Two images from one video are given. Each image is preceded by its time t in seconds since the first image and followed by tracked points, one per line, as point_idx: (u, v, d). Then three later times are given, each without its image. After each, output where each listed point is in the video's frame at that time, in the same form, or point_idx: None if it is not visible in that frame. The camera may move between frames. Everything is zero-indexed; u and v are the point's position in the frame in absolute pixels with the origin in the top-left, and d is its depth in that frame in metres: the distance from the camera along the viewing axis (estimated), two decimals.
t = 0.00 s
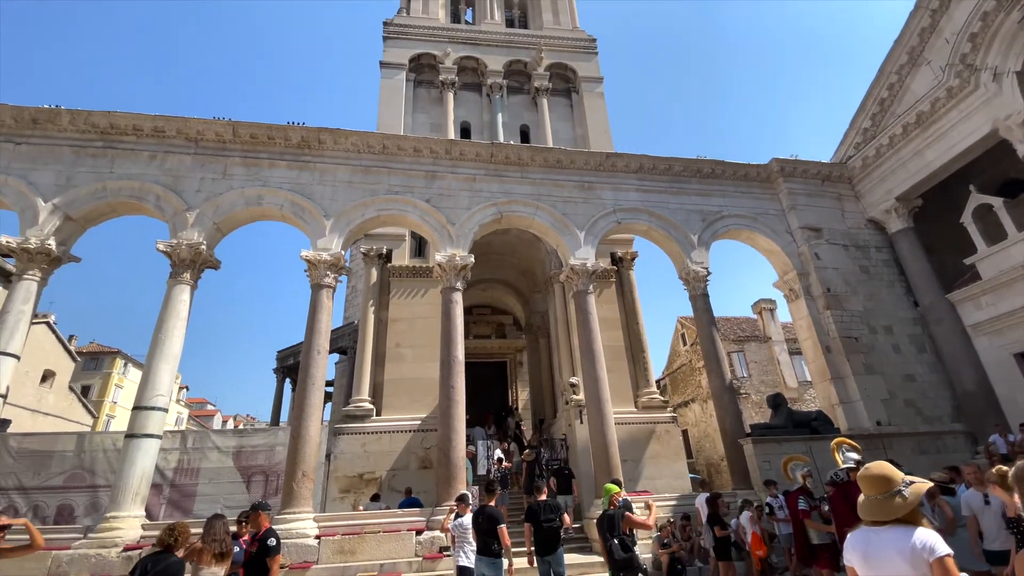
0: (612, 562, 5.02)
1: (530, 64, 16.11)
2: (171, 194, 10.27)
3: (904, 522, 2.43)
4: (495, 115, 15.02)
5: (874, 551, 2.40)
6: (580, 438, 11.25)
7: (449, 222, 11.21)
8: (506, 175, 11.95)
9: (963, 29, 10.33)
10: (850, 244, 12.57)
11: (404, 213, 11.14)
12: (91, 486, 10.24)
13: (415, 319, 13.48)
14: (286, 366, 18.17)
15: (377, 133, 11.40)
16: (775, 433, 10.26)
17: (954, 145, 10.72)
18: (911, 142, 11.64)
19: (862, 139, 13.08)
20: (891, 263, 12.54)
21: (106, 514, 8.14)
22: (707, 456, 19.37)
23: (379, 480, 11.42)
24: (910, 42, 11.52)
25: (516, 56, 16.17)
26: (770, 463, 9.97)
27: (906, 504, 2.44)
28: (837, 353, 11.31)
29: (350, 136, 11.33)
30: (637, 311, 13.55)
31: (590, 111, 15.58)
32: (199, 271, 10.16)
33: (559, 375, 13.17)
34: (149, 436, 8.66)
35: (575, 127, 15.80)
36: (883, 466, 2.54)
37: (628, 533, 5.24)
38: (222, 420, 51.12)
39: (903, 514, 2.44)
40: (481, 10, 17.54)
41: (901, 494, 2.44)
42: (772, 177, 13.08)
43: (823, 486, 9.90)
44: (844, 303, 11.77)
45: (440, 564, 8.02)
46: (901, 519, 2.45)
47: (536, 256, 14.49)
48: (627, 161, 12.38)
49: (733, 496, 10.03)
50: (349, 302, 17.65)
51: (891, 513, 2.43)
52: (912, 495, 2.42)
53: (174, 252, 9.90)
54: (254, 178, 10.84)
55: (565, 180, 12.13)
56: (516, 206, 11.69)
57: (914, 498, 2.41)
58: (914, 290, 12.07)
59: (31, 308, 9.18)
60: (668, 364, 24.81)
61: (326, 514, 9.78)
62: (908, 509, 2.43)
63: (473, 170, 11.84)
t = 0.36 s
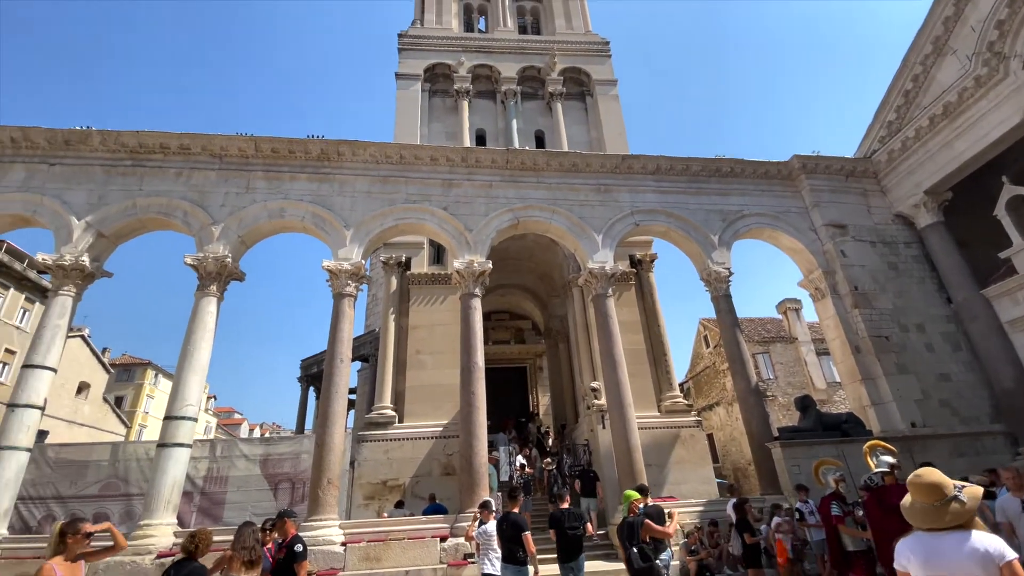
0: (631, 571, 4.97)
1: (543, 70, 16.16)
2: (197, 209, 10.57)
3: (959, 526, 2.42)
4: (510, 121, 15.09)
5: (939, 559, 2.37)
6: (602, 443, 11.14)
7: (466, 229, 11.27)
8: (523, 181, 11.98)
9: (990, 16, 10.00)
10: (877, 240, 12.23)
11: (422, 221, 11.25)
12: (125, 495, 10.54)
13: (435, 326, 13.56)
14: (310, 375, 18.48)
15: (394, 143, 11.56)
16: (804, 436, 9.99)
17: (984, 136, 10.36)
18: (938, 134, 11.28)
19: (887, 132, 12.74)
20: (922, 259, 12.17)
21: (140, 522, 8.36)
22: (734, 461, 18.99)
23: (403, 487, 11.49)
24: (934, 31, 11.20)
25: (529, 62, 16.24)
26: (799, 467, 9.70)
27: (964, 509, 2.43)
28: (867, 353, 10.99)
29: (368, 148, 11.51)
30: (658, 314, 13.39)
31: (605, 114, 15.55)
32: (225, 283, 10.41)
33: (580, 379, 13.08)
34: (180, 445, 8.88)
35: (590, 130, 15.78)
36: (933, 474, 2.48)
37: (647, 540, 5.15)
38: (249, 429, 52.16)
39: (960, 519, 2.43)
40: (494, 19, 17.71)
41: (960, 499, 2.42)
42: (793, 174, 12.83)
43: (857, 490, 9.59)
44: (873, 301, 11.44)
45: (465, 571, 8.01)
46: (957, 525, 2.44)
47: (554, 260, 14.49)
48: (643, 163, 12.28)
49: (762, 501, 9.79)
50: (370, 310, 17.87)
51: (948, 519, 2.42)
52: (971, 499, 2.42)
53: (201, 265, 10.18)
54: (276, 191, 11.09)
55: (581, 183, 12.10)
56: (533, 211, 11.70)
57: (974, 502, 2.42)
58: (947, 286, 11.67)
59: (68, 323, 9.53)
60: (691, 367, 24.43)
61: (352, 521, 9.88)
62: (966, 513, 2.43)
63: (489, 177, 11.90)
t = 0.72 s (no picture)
0: None
1: (558, 72, 16.15)
2: (223, 221, 10.86)
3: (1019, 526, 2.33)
4: (526, 125, 15.12)
5: (998, 552, 2.28)
6: (627, 445, 11.02)
7: (484, 234, 11.32)
8: (540, 183, 11.98)
9: None
10: (908, 232, 11.84)
11: (441, 227, 11.35)
12: (161, 501, 10.86)
13: (456, 330, 13.64)
14: (335, 381, 18.78)
15: (411, 151, 11.69)
16: (836, 435, 9.70)
17: (1018, 121, 9.94)
18: (969, 121, 10.87)
19: (915, 121, 12.35)
20: (956, 251, 11.71)
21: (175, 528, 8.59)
22: (763, 462, 18.58)
23: (429, 491, 11.58)
24: (962, 15, 10.82)
25: (544, 64, 16.25)
26: (832, 468, 9.42)
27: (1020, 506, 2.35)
28: (901, 349, 10.64)
29: (386, 156, 11.66)
30: (681, 313, 13.21)
31: (621, 113, 15.44)
32: (252, 293, 10.66)
33: (603, 381, 12.99)
34: (212, 452, 9.09)
35: (606, 130, 15.69)
36: (986, 471, 2.44)
37: (675, 545, 5.07)
38: (278, 436, 53.17)
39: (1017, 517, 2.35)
40: (507, 23, 17.79)
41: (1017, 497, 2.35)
42: (817, 167, 12.52)
43: (894, 491, 9.27)
44: (906, 295, 11.07)
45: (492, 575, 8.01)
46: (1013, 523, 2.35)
47: (573, 262, 14.45)
48: (662, 161, 12.15)
49: (795, 504, 9.53)
50: (392, 316, 18.08)
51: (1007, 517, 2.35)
52: None
53: (229, 277, 10.45)
54: (299, 202, 11.32)
55: (599, 184, 12.03)
56: (551, 213, 11.68)
57: None
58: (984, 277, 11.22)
59: (104, 336, 9.87)
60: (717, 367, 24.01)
61: (379, 526, 9.98)
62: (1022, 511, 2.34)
63: (506, 180, 11.94)
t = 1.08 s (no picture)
0: None
1: (573, 69, 16.08)
2: (251, 231, 11.14)
3: None
4: (542, 124, 15.09)
5: None
6: (655, 444, 10.89)
7: (504, 234, 11.34)
8: (559, 182, 11.94)
9: None
10: (943, 219, 11.39)
11: (461, 229, 11.41)
12: (198, 504, 11.21)
13: (478, 332, 13.70)
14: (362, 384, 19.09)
15: (430, 155, 11.79)
16: (873, 431, 9.39)
17: None
18: (1005, 100, 10.32)
19: (947, 103, 11.87)
20: (996, 236, 11.21)
21: (213, 530, 8.85)
22: (796, 459, 18.13)
23: (456, 492, 11.65)
24: None
25: (559, 63, 16.20)
26: (870, 465, 9.12)
27: None
28: (940, 340, 10.25)
29: (406, 161, 11.79)
30: (706, 308, 12.99)
31: (639, 108, 15.28)
32: (280, 300, 10.90)
33: (628, 380, 12.86)
34: (246, 456, 9.33)
35: (624, 126, 15.55)
36: None
37: (709, 546, 4.96)
38: (308, 439, 54.23)
39: None
40: (521, 24, 17.79)
41: None
42: (845, 155, 12.15)
43: (937, 488, 8.92)
44: (943, 285, 10.65)
45: None
46: None
47: (594, 260, 14.36)
48: (682, 155, 11.98)
49: (831, 502, 9.25)
50: (416, 319, 18.27)
51: None
52: None
53: (257, 284, 10.72)
54: (322, 210, 11.54)
55: (618, 180, 11.92)
56: (571, 212, 11.62)
57: None
58: None
59: (141, 345, 10.23)
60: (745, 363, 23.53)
61: (409, 527, 10.10)
62: None
63: (525, 181, 11.94)
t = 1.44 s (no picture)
0: None
1: (590, 64, 15.95)
2: (279, 238, 11.40)
3: None
4: (561, 120, 15.02)
5: None
6: (685, 440, 10.73)
7: (525, 233, 11.33)
8: (579, 178, 11.86)
9: None
10: (983, 201, 10.89)
11: (482, 229, 11.45)
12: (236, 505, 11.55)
13: (502, 331, 13.73)
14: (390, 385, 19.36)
15: (450, 157, 11.87)
16: (913, 424, 9.05)
17: None
18: None
19: (983, 80, 11.33)
20: None
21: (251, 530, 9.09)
22: (833, 454, 17.64)
23: (485, 490, 11.71)
24: None
25: (575, 58, 16.09)
26: (912, 459, 8.80)
27: None
28: (983, 328, 9.81)
29: (426, 164, 11.88)
30: (734, 301, 12.74)
31: (658, 100, 15.06)
32: (308, 305, 11.13)
33: (655, 376, 12.71)
34: (280, 457, 9.55)
35: (644, 118, 15.34)
36: None
37: (748, 544, 4.86)
38: (339, 440, 55.41)
39: None
40: (537, 20, 17.72)
41: None
42: (876, 139, 11.72)
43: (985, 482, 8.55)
44: (985, 270, 10.19)
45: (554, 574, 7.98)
46: None
47: (617, 256, 14.24)
48: (705, 145, 11.75)
49: (872, 498, 8.95)
50: (440, 320, 18.42)
51: None
52: None
53: (286, 290, 10.96)
54: (346, 215, 11.73)
55: (640, 174, 11.77)
56: (592, 208, 11.53)
57: None
58: None
59: (177, 352, 10.58)
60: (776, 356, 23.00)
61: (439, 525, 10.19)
62: None
63: (544, 178, 11.90)
